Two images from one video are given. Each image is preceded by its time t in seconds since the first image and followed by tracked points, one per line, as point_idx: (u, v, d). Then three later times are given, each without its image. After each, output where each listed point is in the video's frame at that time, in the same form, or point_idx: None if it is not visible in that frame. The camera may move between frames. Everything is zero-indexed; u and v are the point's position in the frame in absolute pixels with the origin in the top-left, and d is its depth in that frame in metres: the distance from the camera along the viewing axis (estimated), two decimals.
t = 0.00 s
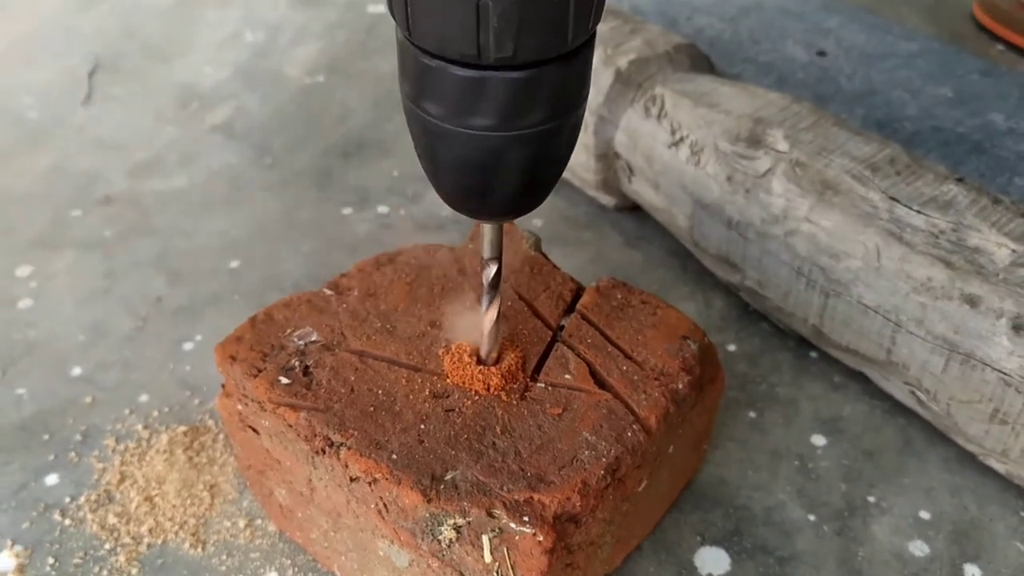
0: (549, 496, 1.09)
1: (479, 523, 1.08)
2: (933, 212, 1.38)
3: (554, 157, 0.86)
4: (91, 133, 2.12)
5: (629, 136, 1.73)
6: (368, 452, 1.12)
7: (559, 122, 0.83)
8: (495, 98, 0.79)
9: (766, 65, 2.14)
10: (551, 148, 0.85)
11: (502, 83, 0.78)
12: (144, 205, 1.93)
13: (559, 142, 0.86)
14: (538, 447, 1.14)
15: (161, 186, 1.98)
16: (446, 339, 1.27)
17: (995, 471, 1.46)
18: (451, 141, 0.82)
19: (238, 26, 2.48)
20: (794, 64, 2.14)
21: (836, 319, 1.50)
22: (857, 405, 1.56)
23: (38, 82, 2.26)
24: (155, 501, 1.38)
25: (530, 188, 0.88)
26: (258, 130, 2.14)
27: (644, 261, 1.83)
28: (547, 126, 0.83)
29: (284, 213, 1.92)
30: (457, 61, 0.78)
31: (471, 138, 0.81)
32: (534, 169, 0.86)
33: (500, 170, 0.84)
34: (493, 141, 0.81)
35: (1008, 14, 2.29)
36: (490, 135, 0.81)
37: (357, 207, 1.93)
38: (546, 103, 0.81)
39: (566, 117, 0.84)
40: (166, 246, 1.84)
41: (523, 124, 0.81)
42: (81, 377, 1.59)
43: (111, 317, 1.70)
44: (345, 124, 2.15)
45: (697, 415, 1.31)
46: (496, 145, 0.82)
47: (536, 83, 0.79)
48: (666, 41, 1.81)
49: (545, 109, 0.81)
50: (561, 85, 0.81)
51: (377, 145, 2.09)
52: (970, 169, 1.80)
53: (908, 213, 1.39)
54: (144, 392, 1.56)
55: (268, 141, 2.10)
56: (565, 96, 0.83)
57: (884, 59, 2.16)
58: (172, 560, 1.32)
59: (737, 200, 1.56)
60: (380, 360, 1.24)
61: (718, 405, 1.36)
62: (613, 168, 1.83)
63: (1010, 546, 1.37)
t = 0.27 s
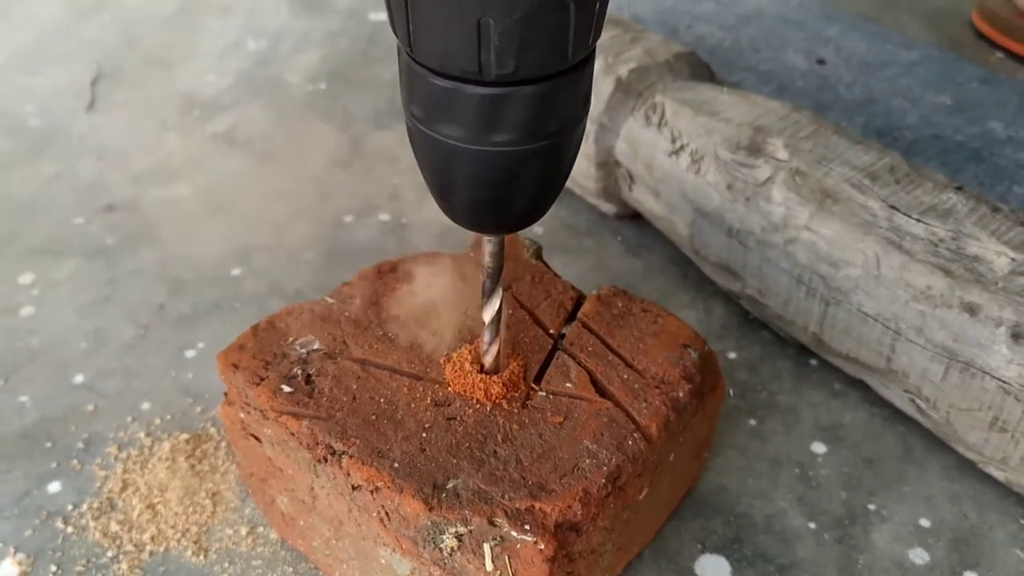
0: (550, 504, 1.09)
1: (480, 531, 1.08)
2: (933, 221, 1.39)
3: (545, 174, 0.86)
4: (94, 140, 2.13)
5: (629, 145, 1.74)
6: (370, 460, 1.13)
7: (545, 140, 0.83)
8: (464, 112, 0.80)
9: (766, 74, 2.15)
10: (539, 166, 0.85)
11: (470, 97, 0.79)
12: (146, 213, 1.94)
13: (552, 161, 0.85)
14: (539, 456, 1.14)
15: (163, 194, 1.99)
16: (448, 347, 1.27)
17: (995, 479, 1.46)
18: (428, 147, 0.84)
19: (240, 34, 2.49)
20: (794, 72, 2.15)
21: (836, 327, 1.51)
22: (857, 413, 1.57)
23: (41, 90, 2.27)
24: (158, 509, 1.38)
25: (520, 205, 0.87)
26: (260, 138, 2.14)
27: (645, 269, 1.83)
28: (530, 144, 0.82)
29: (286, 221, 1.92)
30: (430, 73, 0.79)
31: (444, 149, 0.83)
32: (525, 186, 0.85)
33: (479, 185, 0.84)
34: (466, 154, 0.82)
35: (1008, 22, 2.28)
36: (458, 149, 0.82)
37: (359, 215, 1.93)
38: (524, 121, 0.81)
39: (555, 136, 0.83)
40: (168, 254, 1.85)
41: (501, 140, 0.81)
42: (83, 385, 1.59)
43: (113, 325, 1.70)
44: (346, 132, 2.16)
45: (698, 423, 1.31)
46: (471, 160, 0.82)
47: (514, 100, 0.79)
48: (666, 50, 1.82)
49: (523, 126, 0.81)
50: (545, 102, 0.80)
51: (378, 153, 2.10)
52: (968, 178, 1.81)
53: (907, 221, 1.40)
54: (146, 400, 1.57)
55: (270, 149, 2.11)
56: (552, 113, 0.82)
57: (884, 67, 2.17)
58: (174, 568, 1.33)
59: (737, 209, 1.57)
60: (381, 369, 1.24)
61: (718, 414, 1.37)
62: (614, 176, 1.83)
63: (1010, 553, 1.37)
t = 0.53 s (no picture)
0: (549, 515, 1.10)
1: (479, 542, 1.09)
2: (929, 231, 1.39)
3: (524, 196, 0.85)
4: (95, 150, 2.14)
5: (628, 154, 1.74)
6: (370, 471, 1.14)
7: (520, 160, 0.83)
8: (439, 123, 0.82)
9: (765, 83, 2.16)
10: (515, 187, 0.84)
11: (444, 109, 0.80)
12: (147, 222, 1.95)
13: (531, 182, 0.85)
14: (538, 467, 1.15)
15: (165, 203, 2.00)
16: (447, 358, 1.28)
17: (993, 488, 1.47)
18: (425, 163, 0.86)
19: (242, 43, 2.50)
20: (793, 82, 2.16)
21: (834, 336, 1.51)
22: (856, 422, 1.57)
23: (43, 100, 2.28)
24: (158, 518, 1.39)
25: (501, 222, 0.88)
26: (261, 147, 2.15)
27: (644, 278, 1.84)
28: (506, 163, 0.82)
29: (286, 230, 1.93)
30: (417, 82, 0.81)
31: (427, 156, 0.85)
32: (497, 203, 0.86)
33: (452, 194, 0.86)
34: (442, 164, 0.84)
35: (1007, 30, 2.28)
36: (437, 158, 0.84)
37: (359, 224, 1.94)
38: (494, 140, 0.81)
39: (536, 157, 0.83)
40: (169, 263, 1.85)
41: (489, 157, 0.82)
42: (85, 394, 1.60)
43: (114, 334, 1.71)
44: (347, 141, 2.17)
45: (696, 434, 1.32)
46: (445, 169, 0.84)
47: (483, 116, 0.79)
48: (665, 60, 1.83)
49: (495, 145, 0.81)
50: (522, 122, 0.80)
51: (378, 162, 2.11)
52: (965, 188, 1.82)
53: (905, 232, 1.41)
54: (147, 409, 1.57)
55: (271, 158, 2.12)
56: (530, 135, 0.82)
57: (882, 76, 2.18)
58: None
59: (736, 219, 1.57)
60: (381, 379, 1.25)
61: (717, 423, 1.37)
62: (613, 186, 1.84)
63: (1007, 563, 1.38)
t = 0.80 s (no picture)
0: (550, 524, 1.11)
1: (481, 551, 1.10)
2: (928, 242, 1.40)
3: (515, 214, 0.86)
4: (99, 158, 2.15)
5: (629, 164, 1.75)
6: (374, 480, 1.14)
7: (513, 178, 0.83)
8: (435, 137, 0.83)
9: (765, 92, 2.17)
10: (508, 205, 0.85)
11: (440, 123, 0.82)
12: (151, 231, 1.96)
13: (533, 200, 0.86)
14: (540, 476, 1.16)
15: (168, 212, 2.01)
16: (449, 367, 1.29)
17: (992, 497, 1.47)
18: (428, 180, 0.87)
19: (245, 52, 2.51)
20: (793, 92, 2.18)
21: (834, 345, 1.52)
22: (856, 431, 1.58)
23: (48, 109, 2.30)
24: (162, 527, 1.40)
25: (494, 239, 0.89)
26: (264, 155, 2.16)
27: (645, 287, 1.85)
28: (507, 181, 0.83)
29: (289, 238, 1.94)
30: (417, 95, 0.83)
31: (427, 172, 0.86)
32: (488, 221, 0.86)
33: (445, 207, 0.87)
34: (436, 176, 0.85)
35: (1006, 39, 2.29)
36: (432, 172, 0.85)
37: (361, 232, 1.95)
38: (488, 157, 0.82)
39: (537, 175, 0.84)
40: (173, 272, 1.86)
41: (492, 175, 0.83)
42: (89, 402, 1.61)
43: (118, 343, 1.72)
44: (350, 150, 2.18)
45: (697, 443, 1.33)
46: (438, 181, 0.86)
47: (484, 135, 0.81)
48: (666, 70, 1.85)
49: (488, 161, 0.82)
50: (517, 140, 0.81)
51: (380, 171, 2.12)
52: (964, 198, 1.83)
53: (904, 242, 1.42)
54: (151, 418, 1.58)
55: (274, 167, 2.13)
56: (524, 153, 0.82)
57: (882, 85, 2.20)
58: None
59: (736, 229, 1.58)
60: (384, 389, 1.26)
61: (717, 432, 1.38)
62: (614, 195, 1.85)
63: (1006, 571, 1.38)
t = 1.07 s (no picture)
0: (552, 533, 1.12)
1: (483, 560, 1.11)
2: (928, 251, 1.41)
3: (516, 231, 0.87)
4: (103, 167, 2.16)
5: (630, 173, 1.76)
6: (376, 489, 1.15)
7: (512, 195, 0.85)
8: (438, 154, 0.85)
9: (765, 101, 2.18)
10: (508, 222, 0.86)
11: (442, 140, 0.84)
12: (154, 239, 1.97)
13: (534, 218, 0.87)
14: (542, 485, 1.17)
15: (171, 220, 2.02)
16: (452, 377, 1.30)
17: (992, 505, 1.48)
18: (432, 197, 0.89)
19: (247, 60, 2.53)
20: (793, 100, 2.19)
21: (834, 354, 1.53)
22: (856, 439, 1.59)
23: (52, 117, 2.31)
24: (166, 534, 1.40)
25: (494, 255, 0.90)
26: (266, 164, 2.18)
27: (646, 295, 1.86)
28: (509, 199, 0.85)
29: (292, 246, 1.95)
30: (421, 112, 0.85)
31: (432, 190, 0.88)
32: (489, 237, 0.88)
33: (448, 223, 0.89)
34: (439, 192, 0.87)
35: (1006, 48, 2.30)
36: (437, 190, 0.87)
37: (364, 240, 1.96)
38: (489, 174, 0.83)
39: (538, 193, 0.86)
40: (176, 280, 1.87)
41: (496, 192, 0.84)
42: (93, 410, 1.62)
43: (122, 351, 1.73)
44: (352, 158, 2.19)
45: (698, 451, 1.33)
46: (442, 197, 0.87)
47: (486, 153, 0.82)
48: (666, 80, 1.86)
49: (489, 179, 0.84)
50: (517, 159, 0.83)
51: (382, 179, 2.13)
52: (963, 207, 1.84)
53: (903, 251, 1.42)
54: (155, 425, 1.59)
55: (277, 175, 2.14)
56: (524, 172, 0.84)
57: (881, 94, 2.21)
58: None
59: (736, 238, 1.59)
60: (386, 398, 1.27)
61: (717, 440, 1.39)
62: (615, 204, 1.86)
63: None
